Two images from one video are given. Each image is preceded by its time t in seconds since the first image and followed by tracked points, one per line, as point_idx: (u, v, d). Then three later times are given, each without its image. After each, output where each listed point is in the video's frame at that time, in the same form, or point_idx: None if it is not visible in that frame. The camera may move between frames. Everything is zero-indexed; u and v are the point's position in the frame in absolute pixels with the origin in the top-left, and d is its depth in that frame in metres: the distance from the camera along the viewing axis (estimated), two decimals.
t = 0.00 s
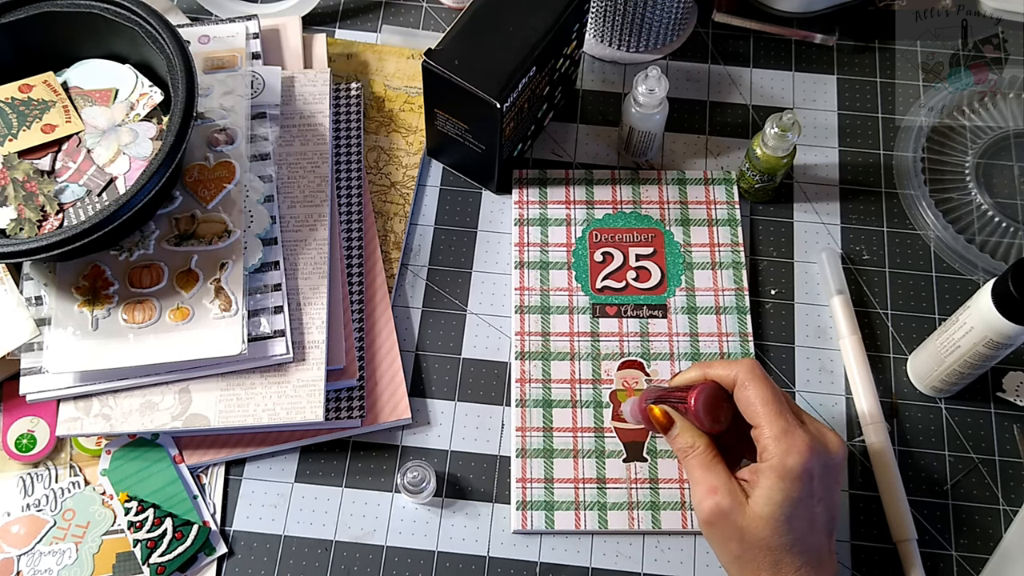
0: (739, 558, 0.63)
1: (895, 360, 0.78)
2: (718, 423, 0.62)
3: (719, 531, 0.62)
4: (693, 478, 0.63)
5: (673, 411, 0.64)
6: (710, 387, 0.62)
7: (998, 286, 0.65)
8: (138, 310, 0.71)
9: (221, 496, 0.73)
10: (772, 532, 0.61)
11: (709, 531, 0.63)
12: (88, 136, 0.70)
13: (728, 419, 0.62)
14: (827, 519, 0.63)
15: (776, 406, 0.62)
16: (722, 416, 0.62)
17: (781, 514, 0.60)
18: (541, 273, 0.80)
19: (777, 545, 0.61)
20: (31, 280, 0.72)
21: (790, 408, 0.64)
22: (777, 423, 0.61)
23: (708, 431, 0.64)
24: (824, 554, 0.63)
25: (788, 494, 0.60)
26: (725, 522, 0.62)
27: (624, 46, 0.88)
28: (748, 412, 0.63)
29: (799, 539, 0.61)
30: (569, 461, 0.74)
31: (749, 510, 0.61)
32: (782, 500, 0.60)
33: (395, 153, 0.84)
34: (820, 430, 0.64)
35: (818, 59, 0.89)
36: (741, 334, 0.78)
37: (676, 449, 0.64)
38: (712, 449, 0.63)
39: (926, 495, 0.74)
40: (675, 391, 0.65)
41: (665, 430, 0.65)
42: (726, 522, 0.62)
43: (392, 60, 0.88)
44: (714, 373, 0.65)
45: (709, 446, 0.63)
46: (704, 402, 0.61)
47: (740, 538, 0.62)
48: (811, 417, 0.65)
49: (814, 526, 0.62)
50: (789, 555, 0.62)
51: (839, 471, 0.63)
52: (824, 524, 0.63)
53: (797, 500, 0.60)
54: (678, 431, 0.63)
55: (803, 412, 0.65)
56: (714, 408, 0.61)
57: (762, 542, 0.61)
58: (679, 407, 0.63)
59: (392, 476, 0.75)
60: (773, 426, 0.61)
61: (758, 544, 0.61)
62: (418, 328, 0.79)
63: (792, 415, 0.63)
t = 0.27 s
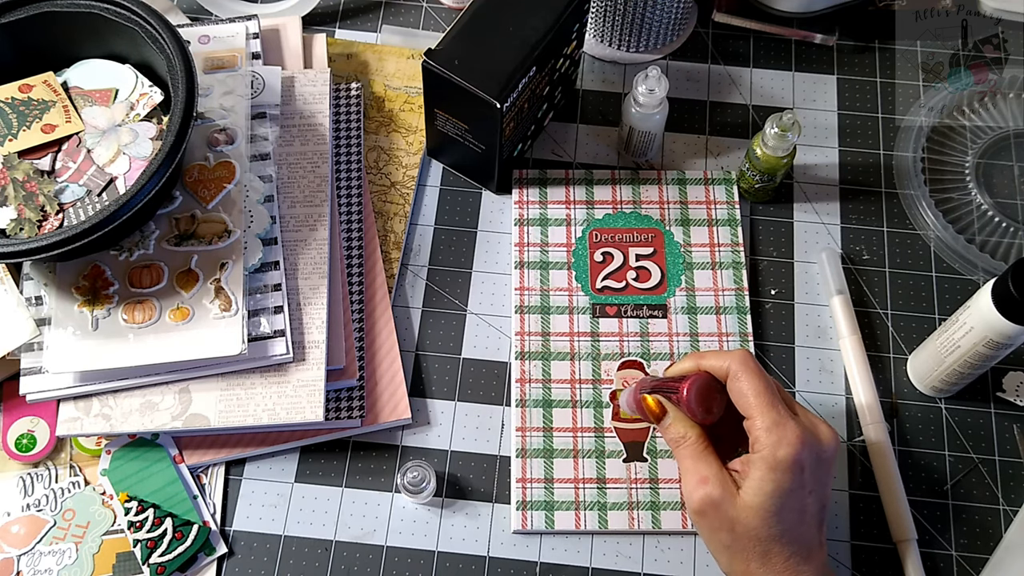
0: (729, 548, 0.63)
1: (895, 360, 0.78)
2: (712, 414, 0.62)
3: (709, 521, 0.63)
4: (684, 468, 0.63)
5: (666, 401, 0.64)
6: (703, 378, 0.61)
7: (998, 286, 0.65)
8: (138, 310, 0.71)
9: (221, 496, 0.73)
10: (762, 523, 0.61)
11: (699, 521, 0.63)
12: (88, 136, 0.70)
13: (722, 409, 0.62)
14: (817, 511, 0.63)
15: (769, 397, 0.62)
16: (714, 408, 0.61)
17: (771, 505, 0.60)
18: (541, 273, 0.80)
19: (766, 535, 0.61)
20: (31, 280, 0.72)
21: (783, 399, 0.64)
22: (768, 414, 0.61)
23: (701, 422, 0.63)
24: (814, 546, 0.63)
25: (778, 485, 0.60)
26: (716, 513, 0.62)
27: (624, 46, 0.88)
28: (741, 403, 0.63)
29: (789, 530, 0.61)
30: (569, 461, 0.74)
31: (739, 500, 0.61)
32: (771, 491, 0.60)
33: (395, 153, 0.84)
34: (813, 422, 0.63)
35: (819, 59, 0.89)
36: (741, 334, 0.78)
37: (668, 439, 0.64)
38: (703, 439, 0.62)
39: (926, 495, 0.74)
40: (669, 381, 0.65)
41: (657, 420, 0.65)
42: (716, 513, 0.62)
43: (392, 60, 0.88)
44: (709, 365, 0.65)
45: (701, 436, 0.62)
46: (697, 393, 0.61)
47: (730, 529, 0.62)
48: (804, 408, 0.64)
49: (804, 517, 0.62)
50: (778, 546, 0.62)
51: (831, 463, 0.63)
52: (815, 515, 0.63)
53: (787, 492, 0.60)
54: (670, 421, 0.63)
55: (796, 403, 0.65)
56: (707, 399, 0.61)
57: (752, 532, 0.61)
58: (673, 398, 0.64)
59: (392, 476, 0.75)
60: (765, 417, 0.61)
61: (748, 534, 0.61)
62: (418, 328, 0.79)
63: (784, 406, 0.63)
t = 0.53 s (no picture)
0: (728, 545, 0.63)
1: (895, 360, 0.78)
2: (710, 408, 0.60)
3: (708, 520, 0.63)
4: (683, 465, 0.63)
5: (665, 397, 0.64)
6: (704, 372, 0.60)
7: (999, 286, 0.65)
8: (138, 310, 0.71)
9: (221, 496, 0.73)
10: (761, 520, 0.61)
11: (698, 518, 0.64)
12: (88, 135, 0.70)
13: (720, 403, 0.61)
14: (817, 508, 0.62)
15: (770, 392, 0.62)
16: (714, 402, 0.60)
17: (770, 502, 0.60)
18: (541, 273, 0.80)
19: (766, 532, 0.61)
20: (31, 280, 0.72)
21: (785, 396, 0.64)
22: (770, 410, 0.61)
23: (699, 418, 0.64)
24: (814, 544, 0.63)
25: (779, 482, 0.60)
26: (715, 510, 0.62)
27: (624, 46, 0.88)
28: (743, 399, 0.63)
29: (789, 527, 0.61)
30: (569, 461, 0.74)
31: (739, 497, 0.61)
32: (771, 488, 0.60)
33: (395, 153, 0.84)
34: (814, 418, 0.63)
35: (819, 59, 0.89)
36: (741, 334, 0.78)
37: (667, 435, 0.64)
38: (701, 435, 0.63)
39: (926, 495, 0.74)
40: (668, 375, 0.64)
41: (656, 416, 0.65)
42: (715, 511, 0.62)
43: (392, 60, 0.88)
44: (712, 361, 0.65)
45: (699, 433, 0.63)
46: (697, 387, 0.60)
47: (730, 526, 0.62)
48: (806, 405, 0.64)
49: (804, 515, 0.62)
50: (777, 544, 0.62)
51: (832, 460, 0.63)
52: (815, 512, 0.63)
53: (787, 488, 0.60)
54: (669, 417, 0.63)
55: (798, 400, 0.64)
56: (707, 393, 0.60)
57: (751, 529, 0.61)
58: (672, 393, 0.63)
59: (392, 476, 0.75)
60: (766, 413, 0.61)
61: (747, 531, 0.62)
62: (418, 328, 0.79)
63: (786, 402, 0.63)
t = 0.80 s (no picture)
0: (731, 553, 0.63)
1: (895, 360, 0.78)
2: (711, 416, 0.61)
3: (711, 527, 0.62)
4: (684, 475, 0.62)
5: (665, 405, 0.63)
6: (704, 380, 0.61)
7: (999, 286, 0.65)
8: (138, 310, 0.71)
9: (221, 496, 0.73)
10: (766, 526, 0.61)
11: (700, 528, 0.63)
12: (88, 136, 0.70)
13: (722, 412, 0.62)
14: (820, 512, 0.63)
15: (773, 397, 0.62)
16: (714, 410, 0.61)
17: (775, 507, 0.60)
18: (541, 273, 0.80)
19: (770, 537, 0.61)
20: (31, 280, 0.72)
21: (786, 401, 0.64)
22: (773, 415, 0.61)
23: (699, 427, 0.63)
24: (817, 548, 0.63)
25: (784, 487, 0.60)
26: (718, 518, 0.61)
27: (624, 46, 0.88)
28: (745, 405, 0.63)
29: (793, 532, 0.61)
30: (569, 461, 0.74)
31: (743, 504, 0.61)
32: (777, 493, 0.60)
33: (395, 153, 0.84)
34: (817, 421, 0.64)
35: (819, 59, 0.89)
36: (741, 334, 0.78)
37: (666, 444, 0.63)
38: (702, 445, 0.62)
39: (926, 495, 0.74)
40: (670, 384, 0.64)
41: (656, 425, 0.64)
42: (719, 520, 0.61)
43: (392, 60, 0.88)
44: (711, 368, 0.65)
45: (699, 442, 0.62)
46: (698, 394, 0.60)
47: (733, 533, 0.61)
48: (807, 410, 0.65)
49: (808, 519, 0.62)
50: (781, 548, 0.62)
51: (835, 465, 0.63)
52: (818, 516, 0.63)
53: (792, 493, 0.60)
54: (669, 426, 0.63)
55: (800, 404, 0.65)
56: (708, 401, 0.61)
57: (756, 535, 0.61)
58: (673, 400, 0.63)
59: (392, 476, 0.75)
60: (769, 418, 0.61)
61: (752, 538, 0.61)
62: (418, 328, 0.79)
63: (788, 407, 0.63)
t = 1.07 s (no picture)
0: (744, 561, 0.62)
1: (895, 360, 0.78)
2: (729, 423, 0.62)
3: (724, 537, 0.62)
4: (698, 481, 0.61)
5: (682, 411, 0.64)
6: (721, 387, 0.62)
7: (998, 286, 0.65)
8: (138, 310, 0.71)
9: (221, 496, 0.73)
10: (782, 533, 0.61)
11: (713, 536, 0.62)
12: (88, 135, 0.70)
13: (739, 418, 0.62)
14: (836, 521, 0.63)
15: (793, 406, 0.63)
16: (731, 416, 0.62)
17: (793, 515, 0.60)
18: (541, 273, 0.80)
19: (785, 544, 0.61)
20: (31, 280, 0.72)
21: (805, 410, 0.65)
22: (793, 423, 0.62)
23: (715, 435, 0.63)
24: (830, 557, 0.63)
25: (801, 493, 0.60)
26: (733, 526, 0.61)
27: (624, 46, 0.88)
28: (762, 412, 0.64)
29: (808, 540, 0.61)
30: (569, 461, 0.74)
31: (759, 511, 0.61)
32: (794, 498, 0.60)
33: (395, 153, 0.84)
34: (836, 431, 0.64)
35: (819, 59, 0.89)
36: (741, 334, 0.78)
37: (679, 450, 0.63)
38: (716, 451, 0.62)
39: (926, 495, 0.74)
40: (688, 393, 0.65)
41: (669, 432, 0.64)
42: (734, 527, 0.61)
43: (392, 60, 0.88)
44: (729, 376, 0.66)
45: (713, 449, 0.62)
46: (715, 400, 0.61)
47: (748, 541, 0.61)
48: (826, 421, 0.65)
49: (823, 528, 0.62)
50: (795, 556, 0.61)
51: (852, 475, 0.64)
52: (833, 526, 0.62)
53: (809, 500, 0.60)
54: (683, 431, 0.62)
55: (819, 414, 0.65)
56: (726, 407, 0.61)
57: (771, 543, 0.61)
58: (690, 406, 0.64)
59: (392, 476, 0.75)
60: (789, 426, 0.62)
61: (766, 545, 0.61)
62: (418, 328, 0.79)
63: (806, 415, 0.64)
